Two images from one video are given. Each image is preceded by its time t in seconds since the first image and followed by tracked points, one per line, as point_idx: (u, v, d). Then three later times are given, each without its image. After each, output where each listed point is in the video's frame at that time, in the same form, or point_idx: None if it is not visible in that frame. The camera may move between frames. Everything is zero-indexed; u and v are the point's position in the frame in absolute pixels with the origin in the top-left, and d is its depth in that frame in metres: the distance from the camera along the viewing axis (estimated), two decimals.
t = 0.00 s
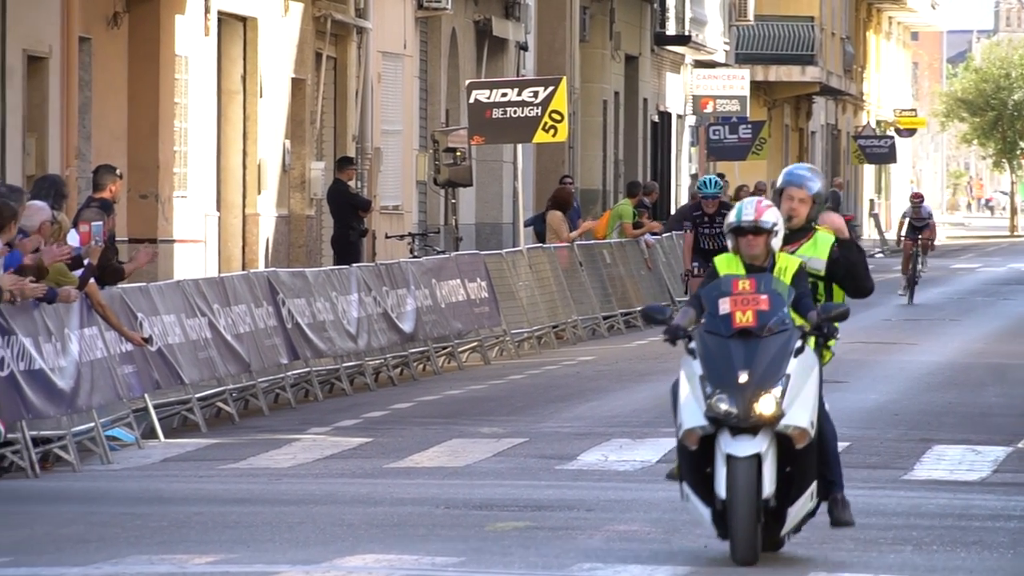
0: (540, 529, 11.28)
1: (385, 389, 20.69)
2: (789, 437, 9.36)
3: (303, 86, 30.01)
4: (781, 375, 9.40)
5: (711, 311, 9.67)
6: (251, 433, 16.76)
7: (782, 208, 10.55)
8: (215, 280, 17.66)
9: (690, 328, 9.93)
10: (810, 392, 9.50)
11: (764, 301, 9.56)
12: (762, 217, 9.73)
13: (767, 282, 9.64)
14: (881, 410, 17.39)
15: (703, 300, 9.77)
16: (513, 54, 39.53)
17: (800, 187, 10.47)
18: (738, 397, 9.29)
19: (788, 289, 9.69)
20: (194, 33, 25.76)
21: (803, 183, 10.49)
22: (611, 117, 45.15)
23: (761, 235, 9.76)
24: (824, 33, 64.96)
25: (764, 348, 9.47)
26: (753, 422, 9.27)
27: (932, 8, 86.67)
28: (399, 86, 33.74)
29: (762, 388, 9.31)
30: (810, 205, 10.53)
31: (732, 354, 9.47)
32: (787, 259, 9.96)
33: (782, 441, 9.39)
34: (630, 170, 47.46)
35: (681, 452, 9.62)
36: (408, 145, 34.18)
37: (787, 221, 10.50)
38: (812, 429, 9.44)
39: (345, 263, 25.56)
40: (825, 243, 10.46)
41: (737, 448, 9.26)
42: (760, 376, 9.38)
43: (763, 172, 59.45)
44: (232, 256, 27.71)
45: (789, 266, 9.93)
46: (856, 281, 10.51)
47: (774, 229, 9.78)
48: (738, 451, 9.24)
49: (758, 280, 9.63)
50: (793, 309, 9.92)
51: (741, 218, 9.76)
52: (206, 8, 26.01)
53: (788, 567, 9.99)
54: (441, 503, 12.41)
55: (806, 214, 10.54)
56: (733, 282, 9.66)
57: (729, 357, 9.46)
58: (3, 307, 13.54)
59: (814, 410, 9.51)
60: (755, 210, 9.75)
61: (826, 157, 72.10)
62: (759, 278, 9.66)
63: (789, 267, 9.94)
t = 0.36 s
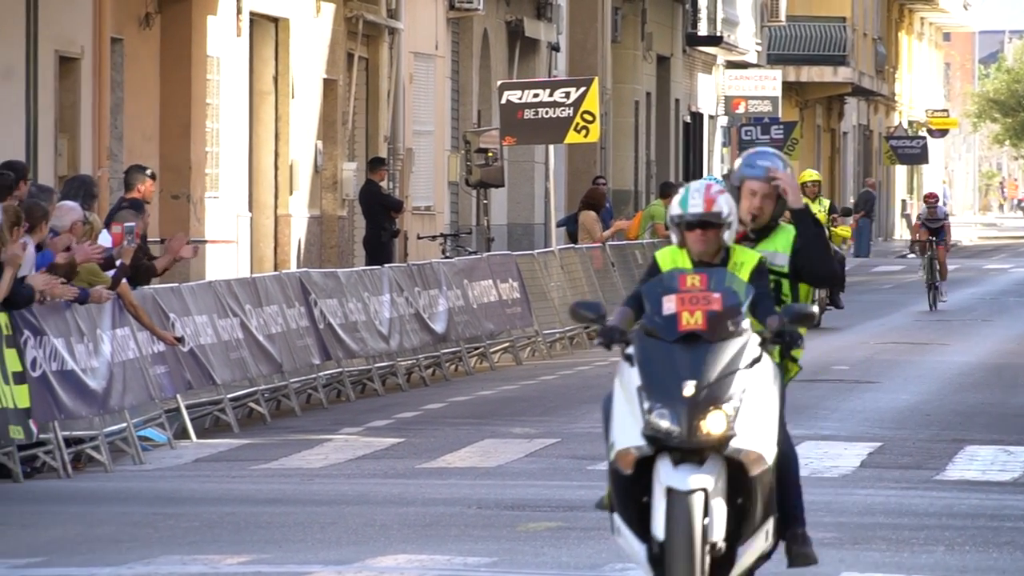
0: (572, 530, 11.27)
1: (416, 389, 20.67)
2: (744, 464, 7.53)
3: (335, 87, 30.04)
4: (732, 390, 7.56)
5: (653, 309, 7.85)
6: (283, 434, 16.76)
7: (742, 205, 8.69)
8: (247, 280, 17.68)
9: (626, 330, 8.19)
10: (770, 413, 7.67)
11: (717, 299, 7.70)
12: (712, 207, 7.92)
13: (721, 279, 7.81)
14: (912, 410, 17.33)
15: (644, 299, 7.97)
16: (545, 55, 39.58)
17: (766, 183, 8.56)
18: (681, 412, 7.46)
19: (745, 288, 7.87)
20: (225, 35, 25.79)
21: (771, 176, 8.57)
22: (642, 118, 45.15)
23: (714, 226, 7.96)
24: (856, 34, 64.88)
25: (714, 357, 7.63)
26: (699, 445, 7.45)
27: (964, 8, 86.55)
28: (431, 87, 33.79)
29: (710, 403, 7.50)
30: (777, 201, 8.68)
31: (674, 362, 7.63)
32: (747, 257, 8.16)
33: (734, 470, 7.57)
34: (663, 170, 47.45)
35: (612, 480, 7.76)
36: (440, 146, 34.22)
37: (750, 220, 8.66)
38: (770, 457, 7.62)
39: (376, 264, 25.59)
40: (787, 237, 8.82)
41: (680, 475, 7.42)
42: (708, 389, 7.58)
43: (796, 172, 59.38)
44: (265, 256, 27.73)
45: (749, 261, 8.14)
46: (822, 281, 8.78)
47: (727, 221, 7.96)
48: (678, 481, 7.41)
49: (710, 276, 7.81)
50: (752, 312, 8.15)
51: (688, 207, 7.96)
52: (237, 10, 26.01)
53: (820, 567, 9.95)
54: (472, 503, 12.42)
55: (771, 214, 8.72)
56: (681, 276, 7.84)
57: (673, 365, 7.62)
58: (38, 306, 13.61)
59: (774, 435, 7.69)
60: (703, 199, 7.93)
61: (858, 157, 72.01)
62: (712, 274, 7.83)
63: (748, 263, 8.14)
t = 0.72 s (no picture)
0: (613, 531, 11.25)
1: (458, 391, 20.66)
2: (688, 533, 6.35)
3: (377, 88, 30.06)
4: (668, 452, 6.35)
5: (575, 350, 6.63)
6: (325, 435, 16.77)
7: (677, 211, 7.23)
8: (288, 282, 17.72)
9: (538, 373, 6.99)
10: (715, 473, 6.48)
11: (649, 333, 6.50)
12: (646, 218, 6.63)
13: (654, 307, 6.58)
14: (954, 412, 17.26)
15: (562, 336, 6.72)
16: (586, 55, 39.58)
17: (709, 178, 7.18)
18: (609, 475, 6.25)
19: (681, 317, 6.64)
20: (266, 35, 25.82)
21: (710, 170, 7.21)
22: (684, 118, 45.11)
23: (649, 243, 6.68)
24: (898, 35, 64.72)
25: (648, 412, 6.42)
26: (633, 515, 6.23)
27: (1007, 10, 86.27)
28: (472, 88, 33.79)
29: (647, 462, 6.30)
30: (719, 202, 7.25)
31: (599, 418, 6.41)
32: (686, 282, 6.86)
33: (677, 539, 6.38)
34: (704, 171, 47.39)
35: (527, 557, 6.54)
36: (481, 146, 34.22)
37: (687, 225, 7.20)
38: (719, 522, 6.44)
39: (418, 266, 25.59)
40: (734, 252, 7.27)
41: (610, 551, 6.21)
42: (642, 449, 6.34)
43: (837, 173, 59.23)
44: (306, 257, 27.74)
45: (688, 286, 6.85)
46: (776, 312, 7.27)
47: (664, 234, 6.67)
48: (609, 559, 6.19)
49: (642, 305, 6.58)
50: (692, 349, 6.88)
51: (616, 219, 6.65)
52: (279, 11, 26.03)
53: (862, 569, 9.91)
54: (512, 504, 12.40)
55: (713, 220, 7.24)
56: (606, 306, 6.61)
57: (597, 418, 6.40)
58: (79, 306, 13.62)
59: (721, 498, 6.48)
60: (635, 207, 6.65)
61: (900, 159, 71.84)
62: (642, 300, 6.61)
63: (690, 288, 6.86)
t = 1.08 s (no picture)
0: (650, 535, 11.21)
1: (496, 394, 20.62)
2: None
3: (415, 90, 30.09)
4: (545, 523, 4.82)
5: (423, 395, 5.02)
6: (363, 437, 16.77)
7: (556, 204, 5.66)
8: (326, 285, 17.75)
9: (383, 427, 5.35)
10: (602, 552, 4.92)
11: (517, 370, 4.93)
12: (523, 216, 5.07)
13: (527, 337, 5.02)
14: (993, 415, 17.19)
15: (407, 378, 5.11)
16: (624, 58, 39.57)
17: (594, 161, 5.62)
18: (464, 560, 4.69)
19: (562, 349, 5.08)
20: (306, 38, 25.85)
21: (598, 154, 5.65)
22: (722, 121, 45.07)
23: (527, 246, 5.11)
24: (937, 38, 64.58)
25: (518, 472, 4.85)
26: None
27: None
28: (510, 91, 33.80)
29: (514, 542, 4.75)
30: (608, 190, 5.67)
31: (454, 484, 4.84)
32: (573, 301, 5.27)
33: None
34: (742, 175, 47.35)
35: None
36: (519, 149, 34.23)
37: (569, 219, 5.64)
38: None
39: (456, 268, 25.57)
40: (632, 264, 5.63)
41: None
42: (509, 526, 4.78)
43: (876, 177, 59.12)
44: (343, 259, 27.83)
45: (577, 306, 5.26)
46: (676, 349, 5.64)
47: (544, 237, 5.11)
48: None
49: (512, 335, 5.02)
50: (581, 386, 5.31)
51: (485, 218, 5.08)
52: (317, 13, 26.05)
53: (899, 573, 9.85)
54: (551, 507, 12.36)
55: (598, 218, 5.68)
56: (461, 337, 5.03)
57: (451, 487, 4.84)
58: (118, 309, 13.66)
59: None
60: (508, 203, 5.09)
61: (939, 162, 71.66)
62: (509, 330, 5.04)
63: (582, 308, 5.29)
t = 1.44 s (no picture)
0: (730, 535, 11.22)
1: (575, 395, 20.63)
2: None
3: (492, 91, 30.19)
4: None
5: (156, 465, 3.60)
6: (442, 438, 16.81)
7: (376, 214, 4.43)
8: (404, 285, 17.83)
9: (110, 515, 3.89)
10: None
11: (288, 434, 3.56)
12: (313, 226, 3.74)
13: (309, 390, 3.66)
14: None
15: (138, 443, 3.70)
16: (702, 59, 39.55)
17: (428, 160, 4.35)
18: None
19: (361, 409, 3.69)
20: (383, 39, 25.96)
21: (438, 149, 4.37)
22: (800, 122, 44.99)
23: (319, 270, 3.78)
24: (1015, 38, 64.26)
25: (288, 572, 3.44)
26: None
27: None
28: (588, 91, 33.85)
29: None
30: (450, 196, 4.44)
31: None
32: (381, 340, 3.92)
33: None
34: (820, 177, 47.25)
35: None
36: (597, 150, 34.26)
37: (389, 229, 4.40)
38: None
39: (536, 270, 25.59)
40: (475, 268, 4.56)
41: None
42: None
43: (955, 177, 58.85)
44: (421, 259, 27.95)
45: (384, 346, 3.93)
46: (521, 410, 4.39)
47: (344, 253, 3.77)
48: None
49: (279, 385, 3.66)
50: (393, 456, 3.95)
51: (262, 230, 3.75)
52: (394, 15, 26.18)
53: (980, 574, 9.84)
54: (629, 509, 12.37)
55: (437, 230, 4.50)
56: (212, 390, 3.66)
57: None
58: (200, 312, 13.76)
59: None
60: (294, 208, 3.76)
61: (1018, 162, 71.28)
62: (283, 379, 3.67)
63: (391, 342, 3.92)
